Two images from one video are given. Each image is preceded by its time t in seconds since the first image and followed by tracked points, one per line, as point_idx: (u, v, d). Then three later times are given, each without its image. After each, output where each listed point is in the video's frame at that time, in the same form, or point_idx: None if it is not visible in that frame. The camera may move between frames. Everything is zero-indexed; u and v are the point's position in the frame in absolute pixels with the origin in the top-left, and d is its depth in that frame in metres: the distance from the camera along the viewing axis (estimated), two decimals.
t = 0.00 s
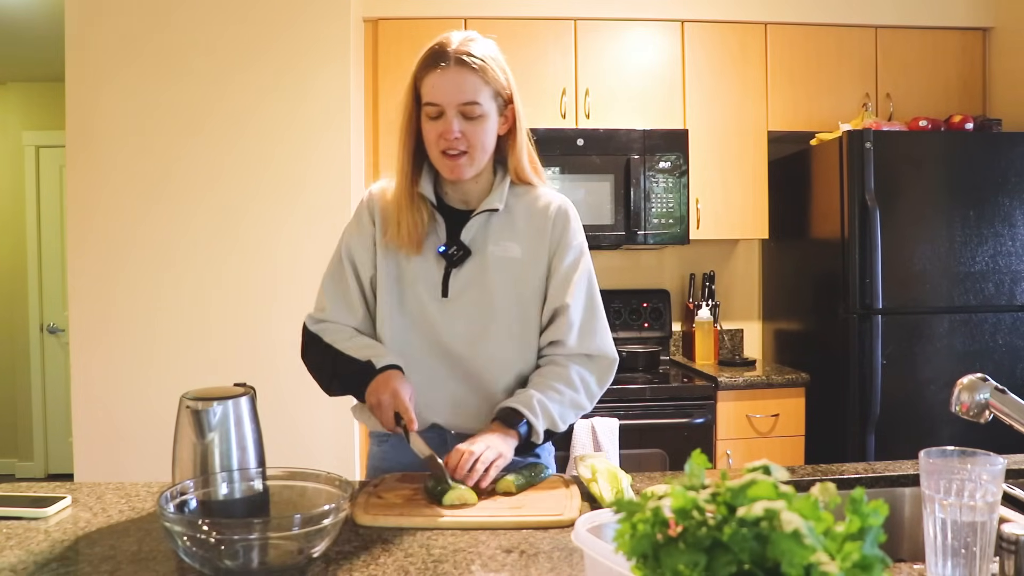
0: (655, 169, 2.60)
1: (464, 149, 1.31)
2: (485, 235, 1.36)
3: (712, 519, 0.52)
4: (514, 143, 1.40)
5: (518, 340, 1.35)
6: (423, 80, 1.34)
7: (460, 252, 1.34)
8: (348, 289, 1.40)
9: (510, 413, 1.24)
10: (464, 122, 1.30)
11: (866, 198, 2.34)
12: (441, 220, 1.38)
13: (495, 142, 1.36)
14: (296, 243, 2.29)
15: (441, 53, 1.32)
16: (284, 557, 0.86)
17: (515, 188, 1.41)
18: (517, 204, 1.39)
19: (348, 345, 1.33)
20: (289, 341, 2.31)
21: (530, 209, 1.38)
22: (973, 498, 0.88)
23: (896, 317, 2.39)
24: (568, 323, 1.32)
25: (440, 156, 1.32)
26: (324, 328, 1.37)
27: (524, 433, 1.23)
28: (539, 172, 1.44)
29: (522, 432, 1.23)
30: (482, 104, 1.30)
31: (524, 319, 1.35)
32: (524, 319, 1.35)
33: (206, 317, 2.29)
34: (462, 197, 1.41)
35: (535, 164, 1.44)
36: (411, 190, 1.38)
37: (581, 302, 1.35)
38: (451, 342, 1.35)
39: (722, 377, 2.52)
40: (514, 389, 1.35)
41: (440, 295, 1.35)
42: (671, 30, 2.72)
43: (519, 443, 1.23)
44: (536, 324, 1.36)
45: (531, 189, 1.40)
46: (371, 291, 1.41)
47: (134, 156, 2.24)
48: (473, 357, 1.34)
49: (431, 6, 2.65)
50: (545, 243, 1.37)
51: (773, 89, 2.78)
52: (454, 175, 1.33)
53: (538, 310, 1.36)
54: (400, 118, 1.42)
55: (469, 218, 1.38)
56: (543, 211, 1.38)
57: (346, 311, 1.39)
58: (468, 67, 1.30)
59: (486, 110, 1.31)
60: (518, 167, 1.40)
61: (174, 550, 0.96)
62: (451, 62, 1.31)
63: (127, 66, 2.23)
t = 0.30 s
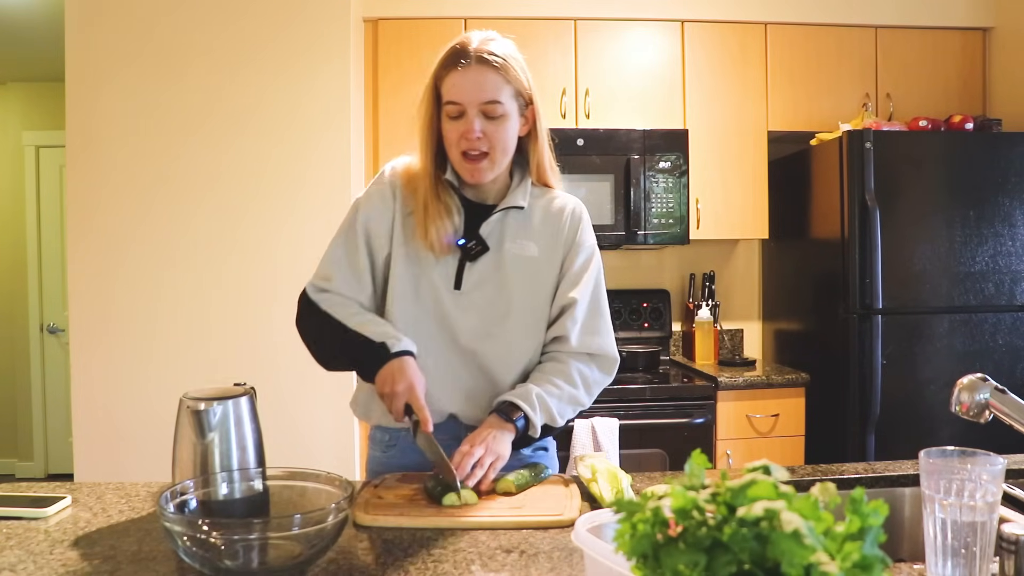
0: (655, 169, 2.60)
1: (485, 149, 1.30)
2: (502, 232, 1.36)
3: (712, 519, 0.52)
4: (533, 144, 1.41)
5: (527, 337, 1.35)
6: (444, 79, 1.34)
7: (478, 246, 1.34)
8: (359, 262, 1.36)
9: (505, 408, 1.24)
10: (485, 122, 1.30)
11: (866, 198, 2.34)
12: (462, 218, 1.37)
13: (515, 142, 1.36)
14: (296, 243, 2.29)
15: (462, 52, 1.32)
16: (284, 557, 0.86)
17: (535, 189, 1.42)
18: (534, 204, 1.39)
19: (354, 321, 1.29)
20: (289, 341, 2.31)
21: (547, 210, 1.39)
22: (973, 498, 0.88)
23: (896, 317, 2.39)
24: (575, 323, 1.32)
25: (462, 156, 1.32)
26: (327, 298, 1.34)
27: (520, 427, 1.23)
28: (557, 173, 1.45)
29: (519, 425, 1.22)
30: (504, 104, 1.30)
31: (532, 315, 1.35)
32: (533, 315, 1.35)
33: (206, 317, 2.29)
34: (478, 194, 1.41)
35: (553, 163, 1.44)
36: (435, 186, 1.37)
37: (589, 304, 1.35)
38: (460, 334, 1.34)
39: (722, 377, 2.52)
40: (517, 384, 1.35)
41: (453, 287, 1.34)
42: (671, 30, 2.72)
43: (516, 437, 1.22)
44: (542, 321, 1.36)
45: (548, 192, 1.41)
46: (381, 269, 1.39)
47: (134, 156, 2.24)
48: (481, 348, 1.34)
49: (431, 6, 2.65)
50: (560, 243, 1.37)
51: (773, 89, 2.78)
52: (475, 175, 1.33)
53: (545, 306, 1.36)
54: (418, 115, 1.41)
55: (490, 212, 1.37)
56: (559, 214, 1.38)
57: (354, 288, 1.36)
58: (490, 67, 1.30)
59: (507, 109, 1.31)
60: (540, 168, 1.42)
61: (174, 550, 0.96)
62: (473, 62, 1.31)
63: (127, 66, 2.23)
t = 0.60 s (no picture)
0: (655, 169, 2.60)
1: (504, 158, 1.31)
2: (515, 236, 1.36)
3: (712, 519, 0.52)
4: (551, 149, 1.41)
5: (535, 340, 1.35)
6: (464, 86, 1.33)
7: (492, 249, 1.34)
8: (370, 255, 1.35)
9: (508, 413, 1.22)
10: (504, 131, 1.30)
11: (867, 198, 2.34)
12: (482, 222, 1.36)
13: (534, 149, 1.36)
14: (296, 244, 2.29)
15: (482, 61, 1.31)
16: (284, 558, 0.86)
17: (551, 194, 1.42)
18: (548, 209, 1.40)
19: (359, 318, 1.29)
20: (288, 341, 2.31)
21: (560, 216, 1.39)
22: (973, 498, 0.88)
23: (896, 317, 2.39)
24: (581, 327, 1.33)
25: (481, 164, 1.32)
26: (333, 291, 1.33)
27: (522, 430, 1.22)
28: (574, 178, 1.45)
29: (520, 429, 1.22)
30: (523, 113, 1.29)
31: (541, 318, 1.35)
32: (542, 317, 1.35)
33: (205, 316, 2.29)
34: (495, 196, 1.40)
35: (571, 168, 1.44)
36: (456, 191, 1.36)
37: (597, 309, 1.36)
38: (470, 334, 1.34)
39: (723, 377, 2.52)
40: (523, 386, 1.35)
41: (465, 287, 1.34)
42: (671, 30, 2.72)
43: (517, 440, 1.22)
44: (550, 323, 1.36)
45: (564, 197, 1.41)
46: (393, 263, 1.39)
47: (134, 156, 2.24)
48: (491, 349, 1.34)
49: (431, 6, 2.65)
50: (572, 248, 1.38)
51: (773, 89, 2.78)
52: (494, 183, 1.33)
53: (554, 309, 1.36)
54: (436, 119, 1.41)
55: (507, 217, 1.38)
56: (572, 219, 1.39)
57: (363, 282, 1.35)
58: (510, 76, 1.29)
59: (526, 119, 1.30)
60: (559, 173, 1.41)
61: (174, 550, 0.96)
62: (493, 70, 1.30)
63: (126, 66, 2.23)
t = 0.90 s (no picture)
0: (655, 169, 2.60)
1: (493, 153, 1.31)
2: (511, 235, 1.36)
3: (712, 519, 0.52)
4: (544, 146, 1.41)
5: (533, 338, 1.35)
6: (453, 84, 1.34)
7: (486, 248, 1.35)
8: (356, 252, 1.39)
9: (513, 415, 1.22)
10: (493, 126, 1.30)
11: (866, 198, 2.34)
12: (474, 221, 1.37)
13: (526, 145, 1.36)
14: (296, 244, 2.29)
15: (469, 58, 1.32)
16: (284, 557, 0.86)
17: (549, 193, 1.42)
18: (545, 207, 1.39)
19: (342, 307, 1.33)
20: (289, 341, 2.31)
21: (557, 213, 1.39)
22: (973, 498, 0.88)
23: (896, 317, 2.39)
24: (581, 325, 1.32)
25: (470, 160, 1.32)
26: (319, 281, 1.38)
27: (524, 429, 1.22)
28: (570, 175, 1.44)
29: (521, 428, 1.21)
30: (511, 108, 1.30)
31: (539, 316, 1.35)
32: (540, 316, 1.35)
33: (206, 316, 2.29)
34: (491, 196, 1.41)
35: (566, 165, 1.43)
36: (449, 193, 1.37)
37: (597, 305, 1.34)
38: (467, 335, 1.34)
39: (722, 377, 2.52)
40: (524, 385, 1.35)
41: (460, 287, 1.35)
42: (671, 30, 2.72)
43: (518, 439, 1.21)
44: (550, 322, 1.36)
45: (563, 195, 1.41)
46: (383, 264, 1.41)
47: (134, 156, 2.24)
48: (488, 349, 1.34)
49: (431, 6, 2.65)
50: (569, 245, 1.37)
51: (773, 89, 2.78)
52: (484, 179, 1.33)
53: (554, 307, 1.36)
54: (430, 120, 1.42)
55: (499, 217, 1.38)
56: (569, 216, 1.39)
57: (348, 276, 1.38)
58: (497, 72, 1.30)
59: (514, 114, 1.30)
60: (552, 170, 1.41)
61: (174, 550, 0.96)
62: (479, 67, 1.30)
63: (126, 65, 2.23)
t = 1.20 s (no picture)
0: (655, 169, 2.60)
1: (486, 151, 1.30)
2: (509, 233, 1.37)
3: (712, 519, 0.52)
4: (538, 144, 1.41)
5: (535, 337, 1.34)
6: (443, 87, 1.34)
7: (485, 249, 1.35)
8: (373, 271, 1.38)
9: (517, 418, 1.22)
10: (484, 125, 1.30)
11: (866, 198, 2.34)
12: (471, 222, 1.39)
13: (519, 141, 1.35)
14: (296, 244, 2.29)
15: (457, 60, 1.32)
16: (284, 557, 0.86)
17: (546, 189, 1.41)
18: (542, 204, 1.39)
19: (349, 317, 1.33)
20: (289, 341, 2.31)
21: (554, 209, 1.39)
22: (973, 498, 0.88)
23: (896, 317, 2.39)
24: (580, 323, 1.32)
25: (465, 159, 1.32)
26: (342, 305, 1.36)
27: (529, 434, 1.22)
28: (565, 173, 1.44)
29: (526, 433, 1.21)
30: (500, 106, 1.29)
31: (541, 315, 1.35)
32: (542, 315, 1.35)
33: (206, 317, 2.29)
34: (490, 197, 1.42)
35: (561, 162, 1.43)
36: (444, 198, 1.39)
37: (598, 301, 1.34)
38: (470, 337, 1.34)
39: (722, 377, 2.52)
40: (527, 387, 1.34)
41: (462, 288, 1.35)
42: (671, 30, 2.72)
43: (523, 444, 1.22)
44: (551, 321, 1.35)
45: (560, 192, 1.41)
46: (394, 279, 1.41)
47: (134, 156, 2.24)
48: (491, 349, 1.34)
49: (431, 6, 2.65)
50: (567, 241, 1.37)
51: (773, 89, 2.78)
52: (480, 176, 1.32)
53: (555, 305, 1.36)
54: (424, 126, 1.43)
55: (497, 217, 1.39)
56: (566, 212, 1.39)
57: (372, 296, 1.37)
58: (484, 71, 1.30)
59: (504, 111, 1.30)
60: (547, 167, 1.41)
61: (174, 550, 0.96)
62: (467, 67, 1.30)
63: (126, 65, 2.23)
